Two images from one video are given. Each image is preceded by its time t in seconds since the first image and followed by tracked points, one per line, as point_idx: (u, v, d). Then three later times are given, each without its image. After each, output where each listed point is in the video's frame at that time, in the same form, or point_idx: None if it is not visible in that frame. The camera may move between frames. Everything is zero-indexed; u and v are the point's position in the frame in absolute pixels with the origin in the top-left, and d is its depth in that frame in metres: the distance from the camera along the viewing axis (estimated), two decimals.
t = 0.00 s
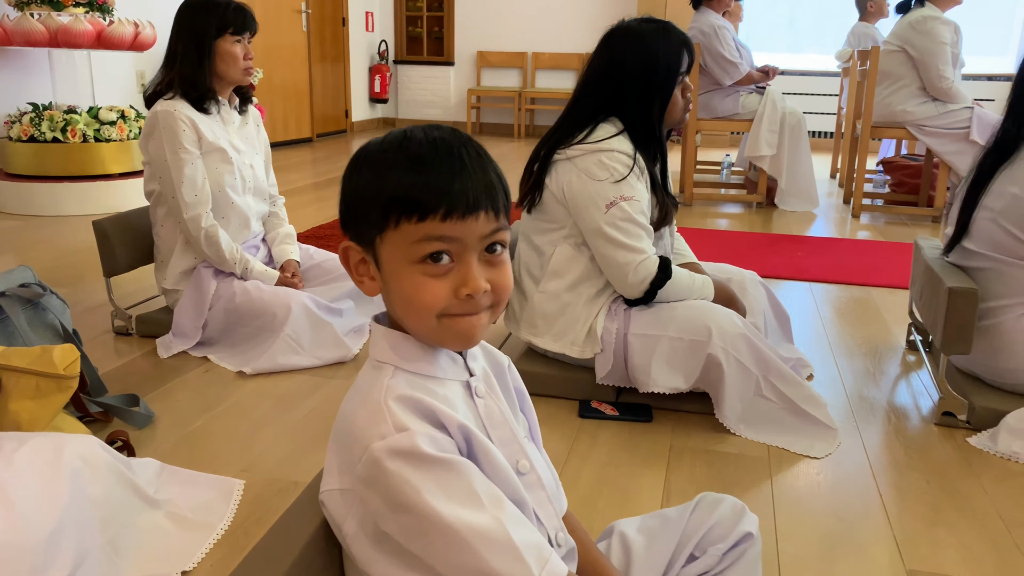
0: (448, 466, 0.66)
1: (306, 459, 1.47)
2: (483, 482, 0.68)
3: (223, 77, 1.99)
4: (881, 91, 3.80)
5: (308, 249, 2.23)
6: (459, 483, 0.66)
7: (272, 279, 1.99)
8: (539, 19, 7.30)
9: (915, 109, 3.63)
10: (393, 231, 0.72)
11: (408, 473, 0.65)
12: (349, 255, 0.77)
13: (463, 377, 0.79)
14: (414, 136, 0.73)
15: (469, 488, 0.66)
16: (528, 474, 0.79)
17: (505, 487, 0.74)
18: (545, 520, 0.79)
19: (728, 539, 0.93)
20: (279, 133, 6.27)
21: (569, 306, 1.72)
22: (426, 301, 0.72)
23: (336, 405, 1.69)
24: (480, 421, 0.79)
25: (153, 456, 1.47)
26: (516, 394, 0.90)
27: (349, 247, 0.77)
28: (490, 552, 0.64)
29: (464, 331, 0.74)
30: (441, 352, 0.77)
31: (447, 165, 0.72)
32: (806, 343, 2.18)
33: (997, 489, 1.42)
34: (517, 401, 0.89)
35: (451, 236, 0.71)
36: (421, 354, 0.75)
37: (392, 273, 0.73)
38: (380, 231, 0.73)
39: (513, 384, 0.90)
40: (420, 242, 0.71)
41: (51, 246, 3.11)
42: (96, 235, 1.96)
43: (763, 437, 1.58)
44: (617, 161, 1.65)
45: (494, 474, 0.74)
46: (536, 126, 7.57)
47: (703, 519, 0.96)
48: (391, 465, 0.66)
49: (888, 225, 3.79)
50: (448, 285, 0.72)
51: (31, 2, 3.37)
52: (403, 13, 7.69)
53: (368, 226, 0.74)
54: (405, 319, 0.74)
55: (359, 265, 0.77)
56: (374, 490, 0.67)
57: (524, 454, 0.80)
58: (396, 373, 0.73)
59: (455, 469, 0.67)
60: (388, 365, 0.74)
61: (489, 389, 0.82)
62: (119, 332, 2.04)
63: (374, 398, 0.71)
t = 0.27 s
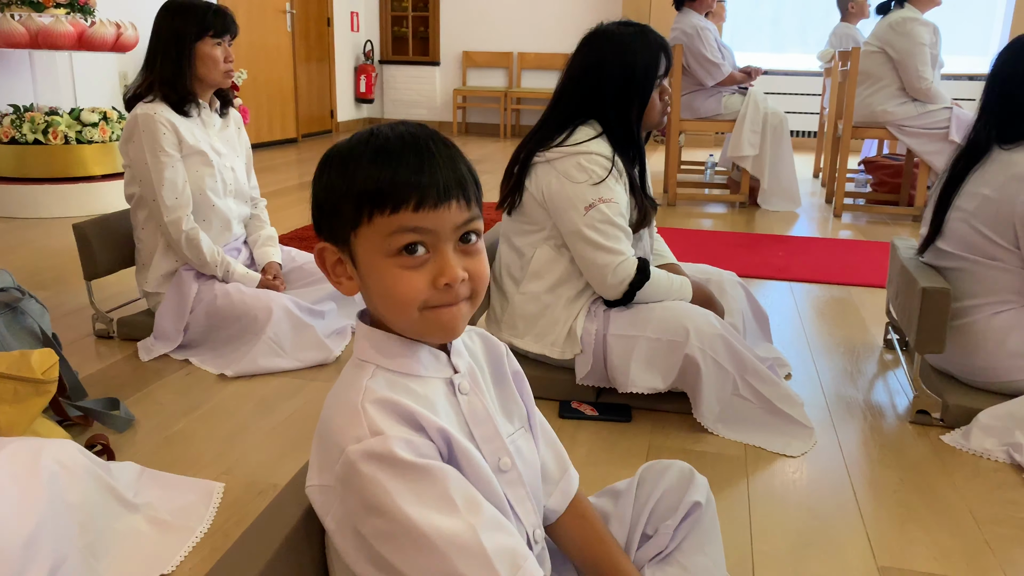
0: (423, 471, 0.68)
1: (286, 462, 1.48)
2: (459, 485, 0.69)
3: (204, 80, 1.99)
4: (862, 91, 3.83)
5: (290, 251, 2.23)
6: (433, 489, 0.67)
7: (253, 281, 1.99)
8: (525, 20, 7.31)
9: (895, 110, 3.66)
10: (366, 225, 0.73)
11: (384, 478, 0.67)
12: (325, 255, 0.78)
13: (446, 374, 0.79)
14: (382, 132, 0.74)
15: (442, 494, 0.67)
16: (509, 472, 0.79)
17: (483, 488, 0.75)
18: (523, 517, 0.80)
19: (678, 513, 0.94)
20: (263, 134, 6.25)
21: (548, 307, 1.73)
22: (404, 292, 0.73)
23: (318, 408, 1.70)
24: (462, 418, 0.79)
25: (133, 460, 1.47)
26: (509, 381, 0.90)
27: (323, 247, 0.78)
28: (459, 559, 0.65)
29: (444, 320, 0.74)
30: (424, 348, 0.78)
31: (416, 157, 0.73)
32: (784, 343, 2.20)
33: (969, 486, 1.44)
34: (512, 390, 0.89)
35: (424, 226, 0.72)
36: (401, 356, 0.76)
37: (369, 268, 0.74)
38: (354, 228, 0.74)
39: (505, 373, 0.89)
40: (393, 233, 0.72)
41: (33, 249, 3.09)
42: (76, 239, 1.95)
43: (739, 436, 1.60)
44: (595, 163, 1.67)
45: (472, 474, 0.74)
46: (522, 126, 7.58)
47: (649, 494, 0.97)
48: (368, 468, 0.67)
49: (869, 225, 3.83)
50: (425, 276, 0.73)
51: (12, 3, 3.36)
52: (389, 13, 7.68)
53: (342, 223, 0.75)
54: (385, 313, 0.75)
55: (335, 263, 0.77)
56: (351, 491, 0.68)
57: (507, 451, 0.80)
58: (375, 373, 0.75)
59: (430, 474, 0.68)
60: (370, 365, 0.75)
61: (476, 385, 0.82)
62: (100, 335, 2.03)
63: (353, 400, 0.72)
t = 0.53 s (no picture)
0: (427, 472, 0.70)
1: (266, 467, 1.49)
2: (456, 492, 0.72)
3: (183, 87, 2.00)
4: (840, 94, 3.88)
5: (271, 256, 2.24)
6: (435, 488, 0.69)
7: (235, 287, 2.00)
8: (508, 21, 7.33)
9: (872, 113, 3.71)
10: (391, 271, 0.74)
11: (389, 476, 0.68)
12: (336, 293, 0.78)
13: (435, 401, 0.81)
14: (403, 177, 0.76)
15: (443, 495, 0.70)
16: (493, 497, 0.82)
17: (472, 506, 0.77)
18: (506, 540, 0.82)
19: (660, 537, 0.99)
20: (247, 135, 6.24)
21: (527, 312, 1.76)
22: (427, 336, 0.75)
23: (299, 413, 1.72)
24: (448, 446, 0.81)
25: (114, 467, 1.48)
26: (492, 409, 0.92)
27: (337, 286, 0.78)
28: (461, 553, 0.68)
29: (462, 358, 0.77)
30: (424, 376, 0.80)
31: (438, 204, 0.75)
32: (759, 344, 2.24)
33: (936, 485, 1.48)
34: (496, 421, 0.91)
35: (449, 274, 0.75)
36: (404, 374, 0.78)
37: (391, 311, 0.76)
38: (377, 273, 0.75)
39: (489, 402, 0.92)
40: (420, 281, 0.74)
41: (14, 254, 3.09)
42: (56, 246, 1.96)
43: (713, 437, 1.63)
44: (573, 170, 1.69)
45: (461, 489, 0.77)
46: (506, 127, 7.60)
47: (630, 520, 1.02)
48: (374, 467, 0.69)
49: (848, 226, 3.88)
50: (446, 318, 0.76)
51: None
52: (372, 15, 7.69)
53: (363, 267, 0.76)
54: (403, 352, 0.77)
55: (349, 302, 0.78)
56: (351, 490, 0.70)
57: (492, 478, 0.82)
58: (380, 388, 0.76)
59: (431, 475, 0.70)
60: (371, 378, 0.76)
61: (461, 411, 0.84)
62: (81, 341, 2.04)
63: (354, 406, 0.74)
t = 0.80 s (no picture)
0: (454, 502, 0.73)
1: (245, 477, 1.51)
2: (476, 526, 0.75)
3: (161, 97, 2.01)
4: (816, 99, 3.93)
5: (250, 264, 2.25)
6: (461, 518, 0.72)
7: (214, 296, 2.01)
8: (490, 25, 7.35)
9: (848, 117, 3.77)
10: (452, 314, 0.77)
11: (421, 505, 0.71)
12: (387, 332, 0.79)
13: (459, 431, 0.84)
14: (465, 224, 0.79)
15: (467, 525, 0.73)
16: (499, 535, 0.86)
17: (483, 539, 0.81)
18: None
19: (637, 556, 1.04)
20: (229, 138, 6.23)
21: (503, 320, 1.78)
22: (480, 376, 0.78)
23: (279, 422, 1.74)
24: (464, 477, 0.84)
25: (93, 477, 1.50)
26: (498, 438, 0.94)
27: (386, 322, 0.79)
28: None
29: (503, 398, 0.81)
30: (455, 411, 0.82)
31: (499, 251, 0.78)
32: (733, 349, 2.28)
33: (901, 488, 1.52)
34: (505, 449, 0.94)
35: (507, 319, 0.78)
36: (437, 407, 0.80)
37: (445, 350, 0.78)
38: (438, 314, 0.77)
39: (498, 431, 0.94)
40: (480, 324, 0.77)
41: None
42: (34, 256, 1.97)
43: (685, 443, 1.66)
44: (548, 180, 1.72)
45: (476, 519, 0.80)
46: (489, 129, 7.62)
47: (608, 541, 1.06)
48: (408, 495, 0.71)
49: (824, 229, 3.93)
50: (496, 359, 0.79)
51: None
52: (354, 17, 7.69)
53: (422, 307, 0.77)
54: (450, 391, 0.79)
55: (398, 339, 0.79)
56: (377, 512, 0.72)
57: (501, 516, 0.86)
58: (413, 420, 0.77)
59: (457, 506, 0.73)
60: (404, 409, 0.78)
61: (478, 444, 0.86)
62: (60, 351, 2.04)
63: (389, 430, 0.75)
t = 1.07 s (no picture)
0: (454, 533, 0.74)
1: (220, 485, 1.53)
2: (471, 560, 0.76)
3: (136, 106, 2.01)
4: (791, 103, 3.97)
5: (227, 272, 2.26)
6: (458, 549, 0.73)
7: (190, 304, 2.02)
8: (471, 27, 7.37)
9: (822, 121, 3.82)
10: (492, 354, 0.78)
11: (421, 532, 0.72)
12: (420, 361, 0.79)
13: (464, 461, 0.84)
14: (512, 266, 0.80)
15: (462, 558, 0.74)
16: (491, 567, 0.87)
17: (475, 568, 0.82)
18: None
19: (607, 566, 1.08)
20: (209, 141, 6.21)
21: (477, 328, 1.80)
22: (506, 416, 0.80)
23: (255, 430, 1.75)
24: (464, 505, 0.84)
25: (68, 487, 1.51)
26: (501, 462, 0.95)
27: (417, 351, 0.79)
28: None
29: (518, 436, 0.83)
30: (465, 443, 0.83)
31: (541, 297, 0.80)
32: (706, 353, 2.31)
33: (865, 491, 1.55)
34: (507, 480, 0.95)
35: (540, 364, 0.81)
36: (446, 436, 0.81)
37: (476, 386, 0.79)
38: (477, 352, 0.78)
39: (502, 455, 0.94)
40: (517, 366, 0.79)
41: None
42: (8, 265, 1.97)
43: (656, 448, 1.69)
44: (520, 190, 1.74)
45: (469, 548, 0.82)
46: (470, 131, 7.64)
47: (579, 549, 1.09)
48: (409, 521, 0.72)
49: (800, 232, 3.98)
50: (522, 400, 0.81)
51: None
52: (335, 19, 7.68)
53: (462, 344, 0.78)
54: (474, 425, 0.81)
55: (427, 369, 0.79)
56: (376, 532, 0.73)
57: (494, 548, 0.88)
58: (422, 448, 0.78)
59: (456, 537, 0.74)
60: (415, 436, 0.79)
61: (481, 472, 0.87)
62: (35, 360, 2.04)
63: (397, 454, 0.76)
